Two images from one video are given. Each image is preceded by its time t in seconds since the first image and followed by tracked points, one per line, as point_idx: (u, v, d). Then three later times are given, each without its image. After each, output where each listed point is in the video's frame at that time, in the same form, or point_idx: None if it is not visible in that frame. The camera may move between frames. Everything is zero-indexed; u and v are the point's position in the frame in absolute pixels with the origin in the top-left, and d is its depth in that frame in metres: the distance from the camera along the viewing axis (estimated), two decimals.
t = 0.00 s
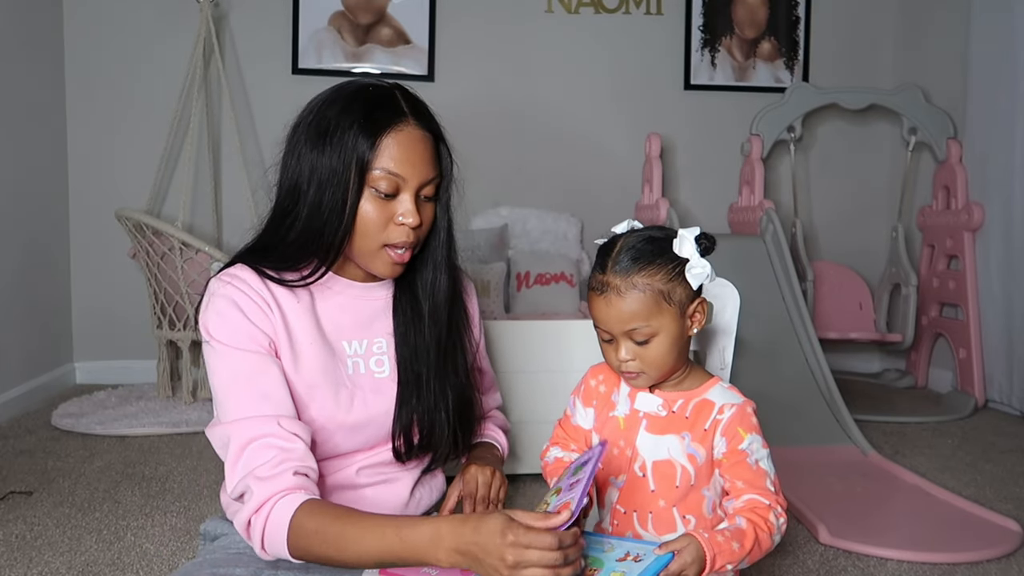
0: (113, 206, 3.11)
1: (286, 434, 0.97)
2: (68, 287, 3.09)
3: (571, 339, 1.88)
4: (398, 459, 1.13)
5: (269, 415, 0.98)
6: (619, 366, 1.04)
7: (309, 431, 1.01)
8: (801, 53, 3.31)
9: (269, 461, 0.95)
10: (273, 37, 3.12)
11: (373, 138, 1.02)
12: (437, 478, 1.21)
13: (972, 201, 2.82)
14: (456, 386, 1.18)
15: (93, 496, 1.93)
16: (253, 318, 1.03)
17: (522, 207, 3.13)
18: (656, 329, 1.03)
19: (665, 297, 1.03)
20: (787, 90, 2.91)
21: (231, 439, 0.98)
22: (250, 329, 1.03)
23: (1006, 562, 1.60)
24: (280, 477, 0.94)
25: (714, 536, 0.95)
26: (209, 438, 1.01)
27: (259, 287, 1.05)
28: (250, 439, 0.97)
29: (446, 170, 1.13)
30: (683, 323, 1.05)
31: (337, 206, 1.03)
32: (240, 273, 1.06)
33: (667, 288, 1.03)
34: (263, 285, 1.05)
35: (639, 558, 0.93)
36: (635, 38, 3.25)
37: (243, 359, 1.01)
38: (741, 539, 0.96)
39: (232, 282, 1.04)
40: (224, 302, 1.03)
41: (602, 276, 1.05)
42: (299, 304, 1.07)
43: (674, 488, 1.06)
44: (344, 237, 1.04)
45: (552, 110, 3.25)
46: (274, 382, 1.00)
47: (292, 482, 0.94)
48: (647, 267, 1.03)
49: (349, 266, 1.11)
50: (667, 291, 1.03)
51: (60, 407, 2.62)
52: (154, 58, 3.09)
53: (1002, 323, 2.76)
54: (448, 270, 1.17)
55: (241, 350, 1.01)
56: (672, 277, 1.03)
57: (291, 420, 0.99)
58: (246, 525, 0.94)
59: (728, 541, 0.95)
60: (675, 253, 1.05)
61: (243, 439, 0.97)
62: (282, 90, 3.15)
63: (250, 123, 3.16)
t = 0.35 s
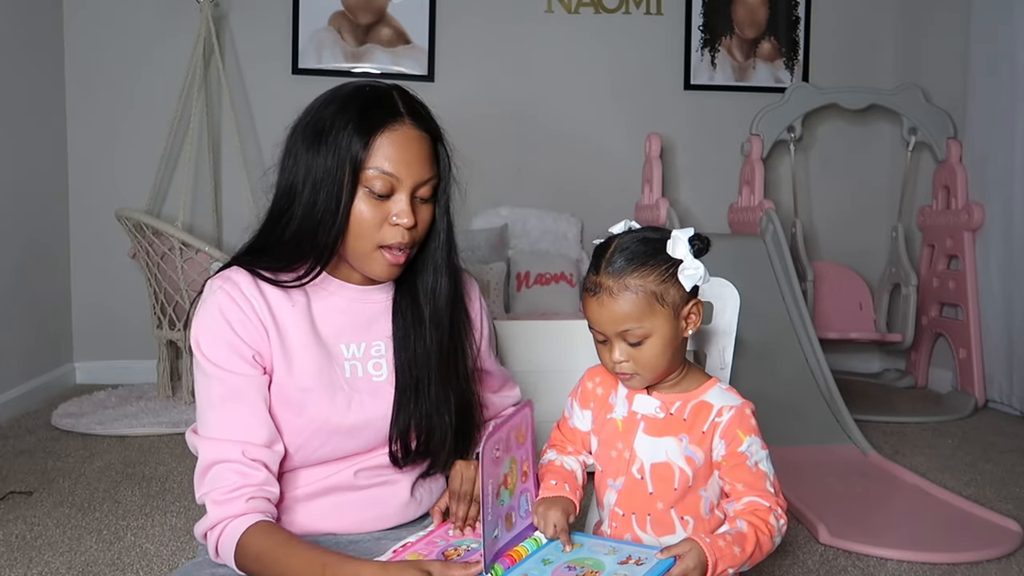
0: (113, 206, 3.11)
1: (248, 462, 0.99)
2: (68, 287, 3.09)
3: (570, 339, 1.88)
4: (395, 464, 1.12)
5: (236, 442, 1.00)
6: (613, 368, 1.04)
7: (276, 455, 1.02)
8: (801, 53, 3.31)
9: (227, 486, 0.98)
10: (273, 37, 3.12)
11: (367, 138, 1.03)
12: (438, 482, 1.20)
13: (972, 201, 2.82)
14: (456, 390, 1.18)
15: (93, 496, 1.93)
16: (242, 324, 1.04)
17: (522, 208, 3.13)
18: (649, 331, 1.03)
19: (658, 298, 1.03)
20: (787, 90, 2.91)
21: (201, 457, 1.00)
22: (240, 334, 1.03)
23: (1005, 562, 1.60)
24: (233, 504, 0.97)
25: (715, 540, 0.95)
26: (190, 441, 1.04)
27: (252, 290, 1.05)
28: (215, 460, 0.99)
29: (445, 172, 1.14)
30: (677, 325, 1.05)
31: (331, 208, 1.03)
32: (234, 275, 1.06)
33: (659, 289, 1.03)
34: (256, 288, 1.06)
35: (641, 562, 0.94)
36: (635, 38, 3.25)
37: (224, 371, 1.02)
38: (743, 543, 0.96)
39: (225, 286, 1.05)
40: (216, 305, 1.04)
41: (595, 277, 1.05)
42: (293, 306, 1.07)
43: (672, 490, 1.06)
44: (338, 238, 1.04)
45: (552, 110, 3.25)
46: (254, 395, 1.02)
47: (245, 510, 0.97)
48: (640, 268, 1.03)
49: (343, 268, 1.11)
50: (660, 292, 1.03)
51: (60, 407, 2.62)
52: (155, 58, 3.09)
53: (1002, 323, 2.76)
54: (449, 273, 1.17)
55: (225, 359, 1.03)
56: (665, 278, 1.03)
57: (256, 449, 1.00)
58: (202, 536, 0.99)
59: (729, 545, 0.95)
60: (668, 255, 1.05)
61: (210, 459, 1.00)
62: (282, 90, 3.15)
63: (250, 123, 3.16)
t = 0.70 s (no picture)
0: (113, 206, 3.11)
1: (246, 459, 1.00)
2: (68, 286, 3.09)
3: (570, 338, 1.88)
4: (392, 461, 1.12)
5: (233, 438, 1.00)
6: (614, 367, 1.04)
7: (273, 452, 1.02)
8: (801, 53, 3.31)
9: (226, 485, 0.98)
10: (273, 37, 3.12)
11: (356, 138, 1.03)
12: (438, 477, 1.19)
13: (972, 201, 2.82)
14: (448, 388, 1.17)
15: (93, 496, 1.93)
16: (235, 323, 1.04)
17: (522, 208, 3.13)
18: (651, 331, 1.03)
19: (660, 298, 1.03)
20: (787, 90, 2.91)
21: (199, 455, 1.01)
22: (232, 334, 1.03)
23: (1006, 562, 1.60)
24: (233, 503, 0.97)
25: (717, 542, 0.95)
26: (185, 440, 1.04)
27: (245, 290, 1.06)
28: (213, 459, 1.00)
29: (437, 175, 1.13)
30: (678, 326, 1.05)
31: (320, 206, 1.04)
32: (227, 276, 1.06)
33: (661, 289, 1.03)
34: (250, 288, 1.06)
35: (644, 564, 0.94)
36: (635, 38, 3.25)
37: (217, 371, 1.02)
38: (745, 546, 0.96)
39: (217, 287, 1.05)
40: (208, 306, 1.04)
41: (598, 276, 1.05)
42: (286, 305, 1.07)
43: (673, 490, 1.06)
44: (328, 238, 1.04)
45: (552, 110, 3.25)
46: (247, 393, 1.02)
47: (246, 509, 0.97)
48: (643, 268, 1.03)
49: (335, 265, 1.11)
50: (662, 292, 1.03)
51: (60, 407, 2.62)
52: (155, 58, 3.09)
53: (1002, 323, 2.76)
54: (436, 273, 1.17)
55: (217, 359, 1.03)
56: (668, 278, 1.03)
57: (254, 445, 1.00)
58: (202, 536, 1.00)
59: (731, 548, 0.95)
60: (671, 255, 1.05)
61: (207, 457, 1.00)
62: (282, 90, 3.15)
63: (249, 123, 3.16)
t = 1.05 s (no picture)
0: (113, 206, 3.11)
1: (247, 450, 1.00)
2: (69, 286, 3.09)
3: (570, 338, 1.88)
4: (381, 487, 1.11)
5: (234, 428, 1.01)
6: (611, 363, 1.04)
7: (274, 444, 1.03)
8: (801, 53, 3.31)
9: (227, 475, 0.98)
10: (274, 37, 3.12)
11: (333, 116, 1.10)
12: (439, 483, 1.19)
13: (972, 201, 2.82)
14: (457, 388, 1.18)
15: (93, 496, 1.93)
16: (239, 315, 1.05)
17: (522, 207, 3.13)
18: (648, 329, 1.03)
19: (658, 298, 1.03)
20: (787, 90, 2.91)
21: (200, 445, 1.01)
22: (235, 327, 1.04)
23: (1006, 562, 1.60)
24: (234, 493, 0.97)
25: (717, 544, 0.94)
26: (186, 431, 1.05)
27: (249, 285, 1.07)
28: (214, 449, 1.00)
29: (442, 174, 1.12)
30: (678, 326, 1.05)
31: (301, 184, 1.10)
32: (232, 271, 1.08)
33: (660, 288, 1.03)
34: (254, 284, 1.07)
35: (644, 565, 0.94)
36: (635, 38, 3.25)
37: (220, 362, 1.03)
38: (744, 547, 0.96)
39: (222, 280, 1.06)
40: (213, 298, 1.05)
41: (602, 272, 1.05)
42: (288, 300, 1.08)
43: (673, 489, 1.06)
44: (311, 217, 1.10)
45: (552, 110, 3.25)
46: (249, 385, 1.02)
47: (246, 500, 0.97)
48: (644, 265, 1.03)
49: (326, 255, 1.12)
50: (661, 291, 1.03)
51: (60, 407, 2.62)
52: (155, 59, 3.09)
53: (1002, 323, 2.76)
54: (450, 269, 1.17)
55: (221, 351, 1.03)
56: (668, 278, 1.03)
57: (254, 437, 1.01)
58: (201, 526, 0.99)
59: (731, 549, 0.95)
60: (673, 255, 1.05)
61: (209, 447, 1.00)
62: (282, 90, 3.15)
63: (250, 123, 3.16)
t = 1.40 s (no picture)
0: (113, 206, 3.11)
1: (253, 446, 1.00)
2: (68, 286, 3.09)
3: (571, 339, 1.88)
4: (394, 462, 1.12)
5: (241, 424, 1.01)
6: (612, 362, 1.04)
7: (279, 441, 1.03)
8: (801, 53, 3.31)
9: (232, 470, 0.98)
10: (273, 37, 3.12)
11: (364, 133, 1.04)
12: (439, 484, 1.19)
13: (972, 201, 2.82)
14: (462, 389, 1.19)
15: (93, 496, 1.93)
16: (248, 312, 1.04)
17: (522, 208, 3.13)
18: (650, 328, 1.02)
19: (662, 297, 1.03)
20: (787, 90, 2.91)
21: (206, 441, 1.01)
22: (244, 324, 1.04)
23: (1006, 562, 1.60)
24: (238, 488, 0.97)
25: (717, 546, 0.94)
26: (191, 426, 1.04)
27: (259, 282, 1.06)
28: (218, 445, 1.00)
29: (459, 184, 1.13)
30: (679, 326, 1.05)
31: (330, 200, 1.05)
32: (243, 267, 1.07)
33: (663, 287, 1.03)
34: (264, 282, 1.07)
35: (644, 567, 0.94)
36: (635, 38, 3.25)
37: (227, 358, 1.03)
38: (745, 549, 0.96)
39: (232, 276, 1.06)
40: (223, 295, 1.05)
41: (603, 271, 1.05)
42: (298, 300, 1.08)
43: (674, 491, 1.06)
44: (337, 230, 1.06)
45: (552, 110, 3.25)
46: (257, 383, 1.02)
47: (250, 495, 0.97)
48: (647, 264, 1.03)
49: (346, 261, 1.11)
50: (663, 290, 1.03)
51: (60, 408, 2.62)
52: (155, 58, 3.09)
53: (1002, 323, 2.76)
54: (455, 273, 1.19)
55: (228, 348, 1.03)
56: (670, 277, 1.03)
57: (261, 433, 1.01)
58: (205, 520, 0.99)
59: (732, 551, 0.95)
60: (676, 254, 1.05)
61: (215, 442, 1.00)
62: (282, 90, 3.15)
63: (250, 123, 3.16)
